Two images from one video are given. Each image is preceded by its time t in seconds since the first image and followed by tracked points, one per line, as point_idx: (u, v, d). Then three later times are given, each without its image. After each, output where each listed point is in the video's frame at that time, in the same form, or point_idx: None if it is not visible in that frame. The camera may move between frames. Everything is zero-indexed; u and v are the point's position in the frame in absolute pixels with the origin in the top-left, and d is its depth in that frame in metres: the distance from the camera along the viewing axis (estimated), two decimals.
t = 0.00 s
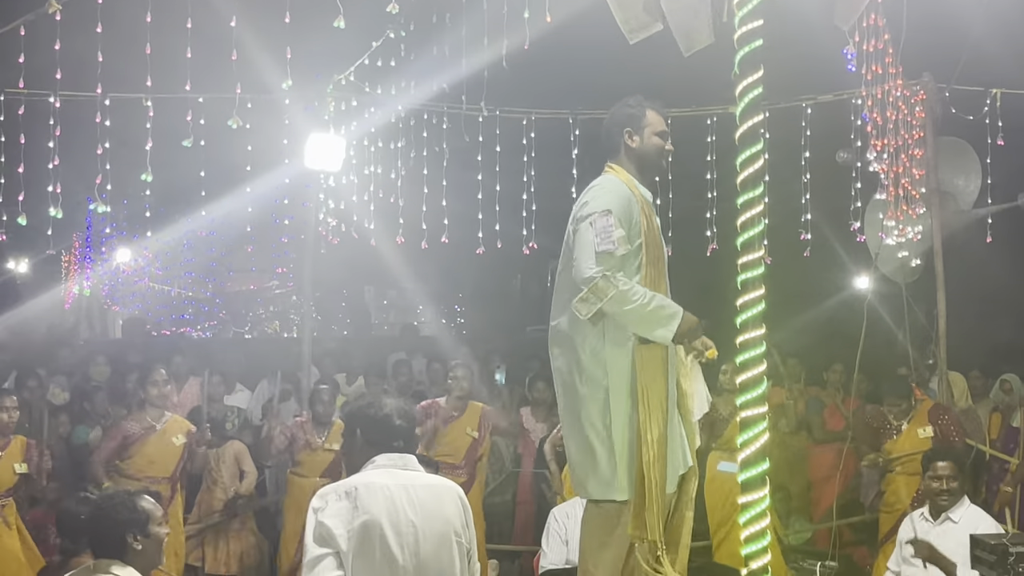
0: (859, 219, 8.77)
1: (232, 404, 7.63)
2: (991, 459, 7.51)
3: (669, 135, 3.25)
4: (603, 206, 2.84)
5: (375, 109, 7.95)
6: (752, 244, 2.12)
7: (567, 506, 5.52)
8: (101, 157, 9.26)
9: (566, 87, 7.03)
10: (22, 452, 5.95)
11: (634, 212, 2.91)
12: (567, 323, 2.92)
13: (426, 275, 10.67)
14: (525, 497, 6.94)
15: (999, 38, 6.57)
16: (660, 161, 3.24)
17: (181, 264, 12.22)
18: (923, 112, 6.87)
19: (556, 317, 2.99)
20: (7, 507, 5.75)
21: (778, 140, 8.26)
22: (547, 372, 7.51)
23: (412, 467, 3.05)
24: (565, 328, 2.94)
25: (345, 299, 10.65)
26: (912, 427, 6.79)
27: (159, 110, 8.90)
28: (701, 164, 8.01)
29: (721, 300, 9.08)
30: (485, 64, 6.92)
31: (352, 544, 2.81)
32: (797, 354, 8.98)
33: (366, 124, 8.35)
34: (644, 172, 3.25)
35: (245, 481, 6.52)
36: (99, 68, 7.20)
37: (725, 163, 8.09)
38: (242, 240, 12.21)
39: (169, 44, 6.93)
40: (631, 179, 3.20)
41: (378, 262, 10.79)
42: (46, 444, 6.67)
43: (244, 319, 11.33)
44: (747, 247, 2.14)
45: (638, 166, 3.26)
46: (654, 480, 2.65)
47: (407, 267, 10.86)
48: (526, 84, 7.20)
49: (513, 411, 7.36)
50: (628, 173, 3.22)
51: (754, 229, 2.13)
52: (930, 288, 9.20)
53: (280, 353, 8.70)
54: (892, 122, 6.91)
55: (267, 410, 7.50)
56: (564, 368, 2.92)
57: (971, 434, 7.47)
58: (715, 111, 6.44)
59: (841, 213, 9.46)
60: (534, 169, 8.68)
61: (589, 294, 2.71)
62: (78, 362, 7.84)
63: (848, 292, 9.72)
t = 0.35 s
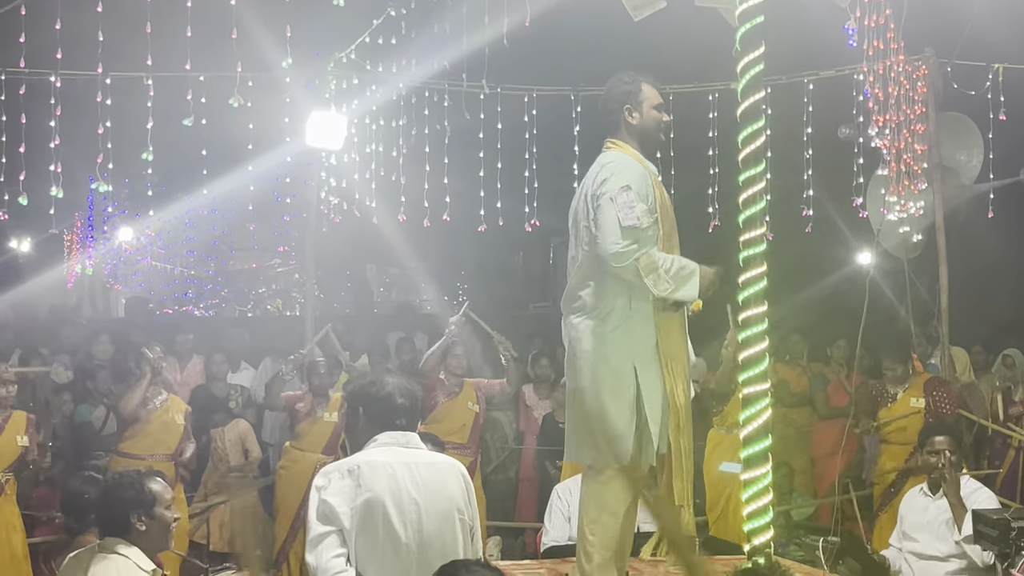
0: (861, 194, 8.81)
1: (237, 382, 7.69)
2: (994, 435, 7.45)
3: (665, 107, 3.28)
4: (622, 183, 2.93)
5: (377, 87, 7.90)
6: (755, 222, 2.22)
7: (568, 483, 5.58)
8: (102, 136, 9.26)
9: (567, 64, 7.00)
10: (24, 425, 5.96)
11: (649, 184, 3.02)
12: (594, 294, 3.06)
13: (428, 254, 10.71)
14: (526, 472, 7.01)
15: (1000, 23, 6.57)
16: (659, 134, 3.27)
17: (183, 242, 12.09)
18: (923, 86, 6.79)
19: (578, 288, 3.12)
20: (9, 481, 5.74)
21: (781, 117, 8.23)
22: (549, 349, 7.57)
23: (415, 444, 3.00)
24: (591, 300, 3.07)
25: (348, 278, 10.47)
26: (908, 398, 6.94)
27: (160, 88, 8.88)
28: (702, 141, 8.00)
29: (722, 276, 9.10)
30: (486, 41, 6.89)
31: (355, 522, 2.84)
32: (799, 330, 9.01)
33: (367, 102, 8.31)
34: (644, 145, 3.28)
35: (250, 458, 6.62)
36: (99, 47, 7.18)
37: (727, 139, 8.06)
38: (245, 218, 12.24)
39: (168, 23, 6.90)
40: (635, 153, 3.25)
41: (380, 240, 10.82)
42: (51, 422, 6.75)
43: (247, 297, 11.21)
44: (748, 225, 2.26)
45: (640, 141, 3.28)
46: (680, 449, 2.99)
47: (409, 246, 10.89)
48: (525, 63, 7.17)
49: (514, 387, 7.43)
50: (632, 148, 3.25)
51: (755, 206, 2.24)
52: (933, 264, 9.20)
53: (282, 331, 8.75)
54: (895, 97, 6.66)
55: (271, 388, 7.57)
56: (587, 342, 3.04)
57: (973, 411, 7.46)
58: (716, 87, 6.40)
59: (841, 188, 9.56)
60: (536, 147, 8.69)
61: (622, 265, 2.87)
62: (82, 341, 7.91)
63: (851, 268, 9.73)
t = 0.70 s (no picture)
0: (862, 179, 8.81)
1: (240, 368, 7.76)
2: (994, 419, 7.51)
3: (674, 98, 3.48)
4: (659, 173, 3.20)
5: (379, 74, 7.93)
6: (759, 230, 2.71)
7: (569, 468, 5.61)
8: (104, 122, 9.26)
9: (566, 49, 7.00)
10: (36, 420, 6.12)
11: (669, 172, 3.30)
12: (624, 281, 3.27)
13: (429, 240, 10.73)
14: (527, 458, 7.07)
15: (1003, 12, 6.56)
16: (669, 126, 3.51)
17: (185, 229, 11.92)
18: (926, 70, 6.70)
19: (603, 274, 3.30)
20: (28, 469, 5.98)
21: (782, 103, 8.19)
22: (550, 335, 7.62)
23: (416, 429, 3.01)
24: (621, 287, 3.26)
25: (349, 263, 10.53)
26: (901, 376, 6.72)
27: (160, 74, 8.88)
28: (703, 126, 7.99)
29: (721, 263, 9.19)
30: (487, 27, 6.86)
31: (357, 506, 2.89)
32: (800, 315, 9.05)
33: (369, 87, 8.28)
34: (654, 136, 3.53)
35: (253, 446, 6.76)
36: (100, 34, 7.18)
37: (727, 125, 8.05)
38: (247, 204, 12.06)
39: (169, 8, 6.88)
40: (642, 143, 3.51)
41: (383, 229, 10.74)
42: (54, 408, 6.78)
43: (249, 284, 11.29)
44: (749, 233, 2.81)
45: (649, 135, 3.54)
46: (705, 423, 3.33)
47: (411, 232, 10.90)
48: (526, 48, 7.16)
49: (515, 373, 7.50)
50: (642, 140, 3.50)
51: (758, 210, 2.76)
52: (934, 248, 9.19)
53: (284, 317, 8.80)
54: (896, 82, 6.56)
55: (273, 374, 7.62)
56: (621, 323, 3.23)
57: (973, 395, 7.47)
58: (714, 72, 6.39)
59: (844, 172, 9.37)
60: (537, 133, 8.70)
61: (696, 236, 3.07)
62: (84, 327, 7.94)
63: (852, 253, 9.80)
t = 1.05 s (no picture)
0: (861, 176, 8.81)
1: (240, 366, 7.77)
2: (995, 416, 7.51)
3: (687, 90, 3.46)
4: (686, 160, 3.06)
5: (378, 71, 7.90)
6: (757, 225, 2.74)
7: (568, 467, 5.58)
8: (103, 120, 9.26)
9: (565, 46, 7.00)
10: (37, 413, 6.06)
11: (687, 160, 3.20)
12: (645, 267, 3.14)
13: (429, 239, 10.81)
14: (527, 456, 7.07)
15: (1004, 7, 6.56)
16: (684, 121, 3.46)
17: (185, 227, 11.73)
18: (925, 69, 6.76)
19: (622, 263, 3.14)
20: (29, 464, 5.97)
21: (781, 100, 8.18)
22: (550, 333, 7.62)
23: (416, 428, 2.99)
24: (643, 273, 3.13)
25: (350, 261, 10.54)
26: (904, 375, 6.67)
27: (160, 72, 8.88)
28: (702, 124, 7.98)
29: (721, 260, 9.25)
30: (486, 25, 6.85)
31: (356, 504, 2.89)
32: (800, 312, 9.05)
33: (368, 85, 8.27)
34: (667, 130, 3.47)
35: (250, 443, 6.72)
36: (99, 32, 7.18)
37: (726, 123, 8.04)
38: (246, 203, 11.77)
39: (168, 6, 6.87)
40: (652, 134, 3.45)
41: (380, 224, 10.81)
42: (54, 406, 6.79)
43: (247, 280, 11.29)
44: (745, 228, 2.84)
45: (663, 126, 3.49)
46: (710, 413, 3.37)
47: (411, 230, 10.90)
48: (525, 46, 7.16)
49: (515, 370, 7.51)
50: (653, 132, 3.43)
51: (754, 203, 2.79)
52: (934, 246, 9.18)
53: (285, 315, 8.81)
54: (895, 79, 6.59)
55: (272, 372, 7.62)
56: (643, 311, 3.11)
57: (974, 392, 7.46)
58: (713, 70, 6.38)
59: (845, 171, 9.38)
60: (537, 131, 8.70)
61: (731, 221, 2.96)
62: (85, 325, 7.95)
63: (852, 251, 9.82)
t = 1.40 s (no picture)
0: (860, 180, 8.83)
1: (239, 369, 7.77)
2: (994, 419, 7.51)
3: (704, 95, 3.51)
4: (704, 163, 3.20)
5: (378, 74, 7.90)
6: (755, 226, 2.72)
7: (567, 469, 5.62)
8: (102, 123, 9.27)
9: (564, 50, 7.02)
10: (29, 418, 6.08)
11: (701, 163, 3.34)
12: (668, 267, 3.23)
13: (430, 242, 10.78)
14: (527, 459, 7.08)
15: (1004, 11, 6.58)
16: (700, 122, 3.51)
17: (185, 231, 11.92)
18: (923, 73, 6.88)
19: (648, 264, 3.23)
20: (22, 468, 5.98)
21: (778, 104, 8.21)
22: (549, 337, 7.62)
23: (414, 430, 3.00)
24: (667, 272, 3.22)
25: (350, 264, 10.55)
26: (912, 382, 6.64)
27: (160, 75, 8.90)
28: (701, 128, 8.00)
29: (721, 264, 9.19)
30: (485, 29, 6.87)
31: (355, 506, 2.88)
32: (799, 315, 9.08)
33: (368, 88, 8.27)
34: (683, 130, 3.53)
35: (242, 446, 6.69)
36: (99, 35, 7.19)
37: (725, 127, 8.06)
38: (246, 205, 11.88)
39: (169, 10, 6.89)
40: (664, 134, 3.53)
41: (380, 227, 10.82)
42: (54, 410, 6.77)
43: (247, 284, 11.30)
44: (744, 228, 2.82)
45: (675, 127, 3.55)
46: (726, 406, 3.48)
47: (411, 233, 10.90)
48: (525, 49, 7.17)
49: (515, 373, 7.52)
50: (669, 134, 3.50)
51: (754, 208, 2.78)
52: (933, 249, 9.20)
53: (284, 318, 8.81)
54: (895, 83, 6.58)
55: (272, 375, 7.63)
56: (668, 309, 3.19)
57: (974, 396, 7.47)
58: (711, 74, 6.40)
59: (842, 173, 9.51)
60: (537, 134, 8.72)
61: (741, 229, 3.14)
62: (84, 328, 7.94)
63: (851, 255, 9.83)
